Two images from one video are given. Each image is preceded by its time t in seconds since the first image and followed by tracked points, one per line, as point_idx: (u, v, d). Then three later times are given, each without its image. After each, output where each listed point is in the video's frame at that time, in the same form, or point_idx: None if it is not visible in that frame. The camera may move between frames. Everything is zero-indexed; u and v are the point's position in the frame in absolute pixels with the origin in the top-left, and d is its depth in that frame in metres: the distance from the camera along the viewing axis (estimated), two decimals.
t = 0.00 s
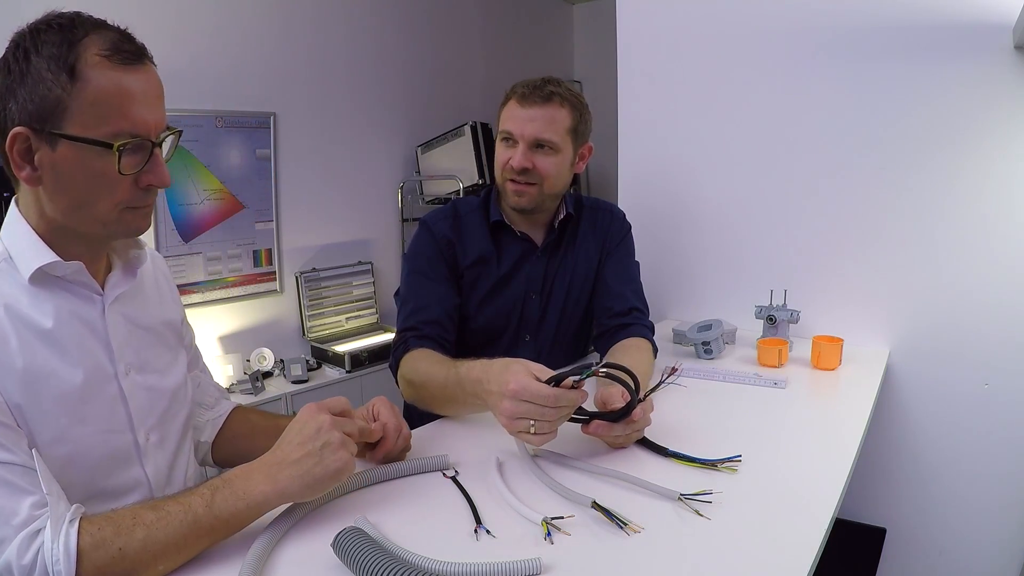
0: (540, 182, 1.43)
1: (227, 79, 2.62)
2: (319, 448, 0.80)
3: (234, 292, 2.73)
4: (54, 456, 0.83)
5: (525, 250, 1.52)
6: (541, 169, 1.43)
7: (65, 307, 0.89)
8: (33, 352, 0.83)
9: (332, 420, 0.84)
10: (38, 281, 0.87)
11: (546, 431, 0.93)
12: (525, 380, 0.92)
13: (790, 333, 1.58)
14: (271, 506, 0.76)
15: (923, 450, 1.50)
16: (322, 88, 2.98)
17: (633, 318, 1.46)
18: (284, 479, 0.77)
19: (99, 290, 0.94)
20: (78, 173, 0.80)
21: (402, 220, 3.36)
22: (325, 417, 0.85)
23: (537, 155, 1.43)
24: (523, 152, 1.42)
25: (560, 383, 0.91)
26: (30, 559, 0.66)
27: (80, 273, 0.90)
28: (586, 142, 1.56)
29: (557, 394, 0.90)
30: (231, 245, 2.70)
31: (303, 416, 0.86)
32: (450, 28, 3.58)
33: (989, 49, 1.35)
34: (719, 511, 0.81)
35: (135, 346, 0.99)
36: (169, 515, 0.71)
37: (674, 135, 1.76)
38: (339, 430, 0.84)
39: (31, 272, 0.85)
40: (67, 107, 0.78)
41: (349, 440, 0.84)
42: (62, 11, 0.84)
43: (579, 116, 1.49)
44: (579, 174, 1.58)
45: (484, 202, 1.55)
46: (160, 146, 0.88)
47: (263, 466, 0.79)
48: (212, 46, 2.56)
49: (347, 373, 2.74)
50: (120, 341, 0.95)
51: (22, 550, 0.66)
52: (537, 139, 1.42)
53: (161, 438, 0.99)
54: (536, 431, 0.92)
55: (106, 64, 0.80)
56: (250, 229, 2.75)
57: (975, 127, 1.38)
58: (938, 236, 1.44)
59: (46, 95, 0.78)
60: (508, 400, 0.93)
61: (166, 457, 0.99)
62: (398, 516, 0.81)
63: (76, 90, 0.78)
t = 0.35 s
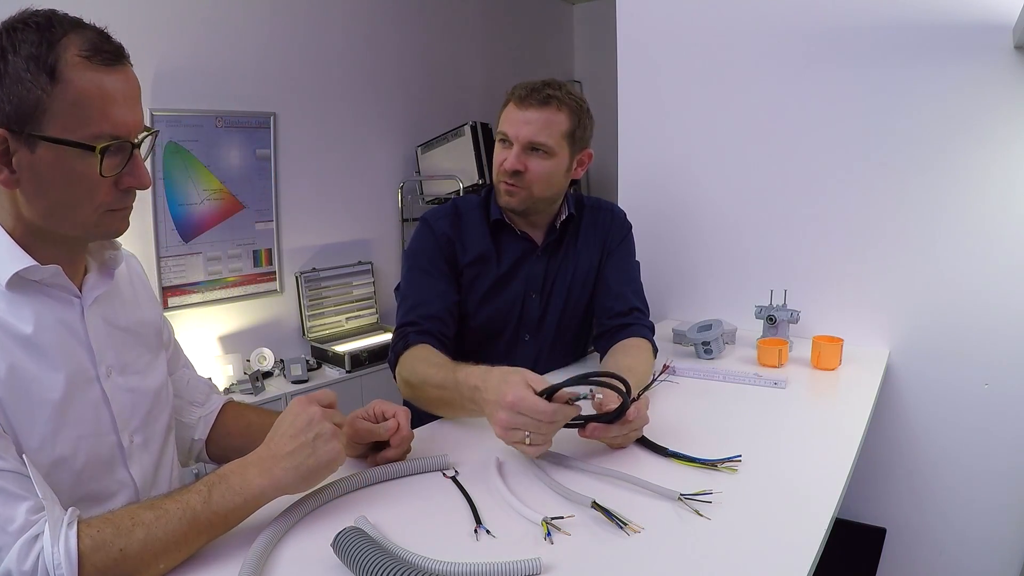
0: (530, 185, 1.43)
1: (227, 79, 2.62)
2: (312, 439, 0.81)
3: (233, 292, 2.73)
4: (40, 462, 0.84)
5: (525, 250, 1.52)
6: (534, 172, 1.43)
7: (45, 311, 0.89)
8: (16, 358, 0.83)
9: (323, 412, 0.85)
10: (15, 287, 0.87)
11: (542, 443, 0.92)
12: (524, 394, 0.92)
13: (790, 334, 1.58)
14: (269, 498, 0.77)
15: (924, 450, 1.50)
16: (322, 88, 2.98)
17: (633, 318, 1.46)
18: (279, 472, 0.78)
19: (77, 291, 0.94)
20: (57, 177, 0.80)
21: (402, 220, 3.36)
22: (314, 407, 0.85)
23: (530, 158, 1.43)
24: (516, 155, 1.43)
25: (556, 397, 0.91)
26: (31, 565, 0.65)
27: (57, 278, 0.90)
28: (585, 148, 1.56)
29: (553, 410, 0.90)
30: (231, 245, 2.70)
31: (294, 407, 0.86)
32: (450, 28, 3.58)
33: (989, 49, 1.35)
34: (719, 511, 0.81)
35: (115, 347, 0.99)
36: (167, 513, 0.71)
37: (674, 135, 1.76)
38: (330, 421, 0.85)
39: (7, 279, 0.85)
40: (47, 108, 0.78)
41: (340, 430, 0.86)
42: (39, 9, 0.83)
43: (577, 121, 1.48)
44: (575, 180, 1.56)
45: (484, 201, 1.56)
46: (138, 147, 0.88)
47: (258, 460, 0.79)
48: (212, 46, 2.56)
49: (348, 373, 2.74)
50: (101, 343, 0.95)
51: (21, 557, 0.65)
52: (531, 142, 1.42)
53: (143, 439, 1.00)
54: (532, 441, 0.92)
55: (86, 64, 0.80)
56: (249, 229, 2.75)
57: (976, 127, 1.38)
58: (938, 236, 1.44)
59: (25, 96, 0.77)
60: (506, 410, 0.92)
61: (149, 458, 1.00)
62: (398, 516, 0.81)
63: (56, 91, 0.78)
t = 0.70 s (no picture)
0: (534, 188, 1.43)
1: (227, 79, 2.62)
2: (311, 437, 0.81)
3: (234, 292, 2.73)
4: (71, 455, 0.85)
5: (526, 250, 1.53)
6: (536, 174, 1.42)
7: (75, 308, 0.91)
8: (43, 354, 0.85)
9: (321, 410, 0.85)
10: (44, 284, 0.89)
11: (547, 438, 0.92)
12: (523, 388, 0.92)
13: (790, 334, 1.58)
14: (268, 496, 0.77)
15: (923, 450, 1.50)
16: (323, 88, 2.98)
17: (634, 318, 1.46)
18: (278, 470, 0.78)
19: (106, 287, 0.96)
20: (96, 175, 0.84)
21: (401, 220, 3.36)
22: (314, 406, 0.86)
23: (533, 161, 1.42)
24: (519, 157, 1.42)
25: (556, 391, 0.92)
26: (32, 563, 0.65)
27: (85, 275, 0.92)
28: (588, 151, 1.55)
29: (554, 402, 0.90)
30: (231, 245, 2.70)
31: (294, 406, 0.86)
32: (450, 28, 3.58)
33: (990, 49, 1.35)
34: (719, 512, 0.81)
35: (145, 342, 1.01)
36: (166, 512, 0.71)
37: (675, 135, 1.76)
38: (330, 419, 0.85)
39: (37, 275, 0.86)
40: (81, 111, 0.81)
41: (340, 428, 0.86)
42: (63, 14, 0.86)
43: (580, 125, 1.48)
44: (579, 182, 1.56)
45: (485, 202, 1.56)
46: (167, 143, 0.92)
47: (257, 459, 0.79)
48: (212, 46, 2.56)
49: (348, 373, 2.74)
50: (131, 338, 0.97)
51: (24, 554, 0.66)
52: (534, 145, 1.42)
53: (176, 432, 1.01)
54: (536, 434, 0.92)
55: (114, 67, 0.83)
56: (250, 229, 2.75)
57: (976, 127, 1.38)
58: (938, 236, 1.44)
59: (59, 101, 0.80)
60: (506, 405, 0.93)
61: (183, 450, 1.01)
62: (398, 516, 0.81)
63: (89, 94, 0.81)
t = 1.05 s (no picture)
0: (536, 193, 1.43)
1: (227, 79, 2.62)
2: (308, 439, 0.81)
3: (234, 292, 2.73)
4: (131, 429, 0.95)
5: (527, 250, 1.53)
6: (541, 179, 1.42)
7: (136, 296, 0.99)
8: (106, 336, 0.94)
9: (323, 412, 0.85)
10: (109, 273, 0.98)
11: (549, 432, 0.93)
12: (528, 383, 0.92)
13: (790, 334, 1.58)
14: (261, 497, 0.76)
15: (923, 450, 1.50)
16: (323, 88, 2.98)
17: (634, 318, 1.46)
18: (274, 469, 0.78)
19: (165, 278, 1.05)
20: (162, 170, 0.93)
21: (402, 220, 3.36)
22: (316, 409, 0.86)
23: (534, 168, 1.42)
24: (521, 164, 1.42)
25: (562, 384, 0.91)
26: (27, 528, 0.70)
27: (145, 265, 1.00)
28: (589, 153, 1.55)
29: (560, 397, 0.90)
30: (231, 245, 2.70)
31: (300, 404, 0.87)
32: (450, 28, 3.58)
33: (989, 49, 1.35)
34: (719, 512, 0.81)
35: (203, 329, 1.10)
36: (163, 500, 0.73)
37: (674, 135, 1.76)
38: (332, 421, 0.85)
39: (101, 265, 0.96)
40: (147, 111, 0.90)
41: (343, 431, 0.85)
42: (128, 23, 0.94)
43: (580, 129, 1.47)
44: (580, 184, 1.56)
45: (487, 201, 1.56)
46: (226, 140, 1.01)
47: (256, 457, 0.80)
48: (212, 46, 2.56)
49: (348, 373, 2.74)
50: (190, 324, 1.06)
51: (24, 519, 0.70)
52: (536, 151, 1.41)
53: (234, 414, 1.10)
54: (539, 429, 0.92)
55: (177, 71, 0.92)
56: (250, 229, 2.75)
57: (975, 127, 1.38)
58: (938, 236, 1.44)
59: (129, 102, 0.89)
60: (511, 399, 0.92)
61: (240, 433, 1.10)
62: (398, 516, 0.81)
63: (155, 96, 0.90)
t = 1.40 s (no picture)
0: (536, 193, 1.43)
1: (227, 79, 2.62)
2: (303, 445, 0.79)
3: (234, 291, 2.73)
4: (159, 411, 0.97)
5: (527, 250, 1.53)
6: (541, 180, 1.42)
7: (174, 284, 1.02)
8: (142, 321, 0.97)
9: (320, 417, 0.83)
10: (152, 263, 1.00)
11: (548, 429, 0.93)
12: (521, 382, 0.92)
13: (790, 333, 1.58)
14: (249, 503, 0.75)
15: (923, 450, 1.50)
16: (323, 87, 2.98)
17: (634, 318, 1.46)
18: (268, 479, 0.76)
19: (208, 271, 1.06)
20: (188, 178, 0.92)
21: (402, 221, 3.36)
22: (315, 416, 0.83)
23: (534, 168, 1.42)
24: (521, 164, 1.42)
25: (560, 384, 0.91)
26: (29, 485, 0.75)
27: (186, 257, 1.02)
28: (588, 152, 1.55)
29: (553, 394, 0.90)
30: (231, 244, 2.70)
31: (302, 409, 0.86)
32: (450, 28, 3.58)
33: (990, 49, 1.35)
34: (719, 512, 0.81)
35: (242, 323, 1.11)
36: (158, 489, 0.75)
37: (674, 135, 1.76)
38: (330, 429, 0.83)
39: (144, 254, 0.98)
40: (179, 121, 0.90)
41: (340, 444, 0.82)
42: (182, 30, 0.95)
43: (579, 129, 1.46)
44: (579, 183, 1.56)
45: (488, 201, 1.56)
46: (263, 155, 0.98)
47: (257, 465, 0.79)
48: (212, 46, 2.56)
49: (347, 373, 2.74)
50: (228, 317, 1.07)
51: (29, 477, 0.76)
52: (536, 151, 1.41)
53: (266, 407, 1.10)
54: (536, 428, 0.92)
55: (215, 84, 0.90)
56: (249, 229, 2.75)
57: (975, 127, 1.38)
58: (938, 236, 1.44)
59: (162, 110, 0.90)
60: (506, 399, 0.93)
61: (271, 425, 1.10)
62: (398, 516, 0.81)
63: (187, 107, 0.89)
